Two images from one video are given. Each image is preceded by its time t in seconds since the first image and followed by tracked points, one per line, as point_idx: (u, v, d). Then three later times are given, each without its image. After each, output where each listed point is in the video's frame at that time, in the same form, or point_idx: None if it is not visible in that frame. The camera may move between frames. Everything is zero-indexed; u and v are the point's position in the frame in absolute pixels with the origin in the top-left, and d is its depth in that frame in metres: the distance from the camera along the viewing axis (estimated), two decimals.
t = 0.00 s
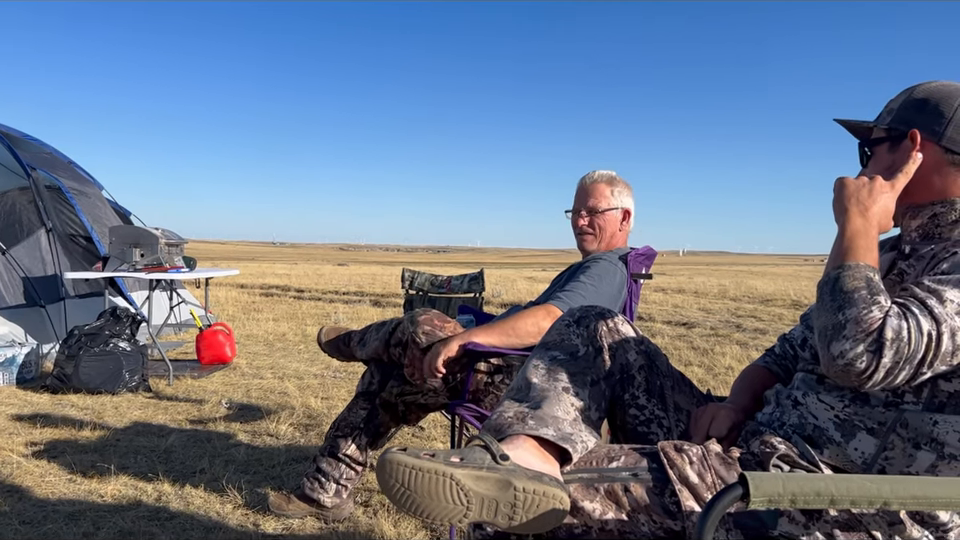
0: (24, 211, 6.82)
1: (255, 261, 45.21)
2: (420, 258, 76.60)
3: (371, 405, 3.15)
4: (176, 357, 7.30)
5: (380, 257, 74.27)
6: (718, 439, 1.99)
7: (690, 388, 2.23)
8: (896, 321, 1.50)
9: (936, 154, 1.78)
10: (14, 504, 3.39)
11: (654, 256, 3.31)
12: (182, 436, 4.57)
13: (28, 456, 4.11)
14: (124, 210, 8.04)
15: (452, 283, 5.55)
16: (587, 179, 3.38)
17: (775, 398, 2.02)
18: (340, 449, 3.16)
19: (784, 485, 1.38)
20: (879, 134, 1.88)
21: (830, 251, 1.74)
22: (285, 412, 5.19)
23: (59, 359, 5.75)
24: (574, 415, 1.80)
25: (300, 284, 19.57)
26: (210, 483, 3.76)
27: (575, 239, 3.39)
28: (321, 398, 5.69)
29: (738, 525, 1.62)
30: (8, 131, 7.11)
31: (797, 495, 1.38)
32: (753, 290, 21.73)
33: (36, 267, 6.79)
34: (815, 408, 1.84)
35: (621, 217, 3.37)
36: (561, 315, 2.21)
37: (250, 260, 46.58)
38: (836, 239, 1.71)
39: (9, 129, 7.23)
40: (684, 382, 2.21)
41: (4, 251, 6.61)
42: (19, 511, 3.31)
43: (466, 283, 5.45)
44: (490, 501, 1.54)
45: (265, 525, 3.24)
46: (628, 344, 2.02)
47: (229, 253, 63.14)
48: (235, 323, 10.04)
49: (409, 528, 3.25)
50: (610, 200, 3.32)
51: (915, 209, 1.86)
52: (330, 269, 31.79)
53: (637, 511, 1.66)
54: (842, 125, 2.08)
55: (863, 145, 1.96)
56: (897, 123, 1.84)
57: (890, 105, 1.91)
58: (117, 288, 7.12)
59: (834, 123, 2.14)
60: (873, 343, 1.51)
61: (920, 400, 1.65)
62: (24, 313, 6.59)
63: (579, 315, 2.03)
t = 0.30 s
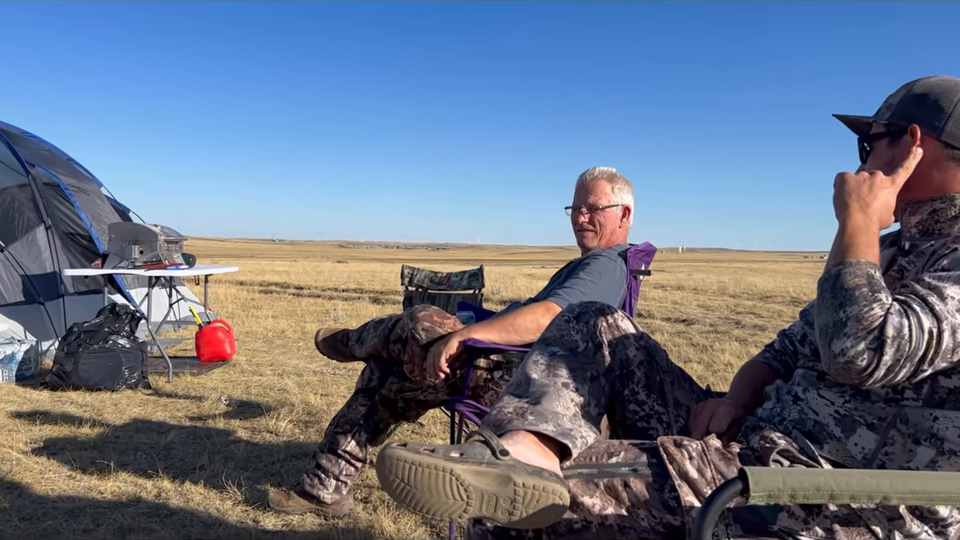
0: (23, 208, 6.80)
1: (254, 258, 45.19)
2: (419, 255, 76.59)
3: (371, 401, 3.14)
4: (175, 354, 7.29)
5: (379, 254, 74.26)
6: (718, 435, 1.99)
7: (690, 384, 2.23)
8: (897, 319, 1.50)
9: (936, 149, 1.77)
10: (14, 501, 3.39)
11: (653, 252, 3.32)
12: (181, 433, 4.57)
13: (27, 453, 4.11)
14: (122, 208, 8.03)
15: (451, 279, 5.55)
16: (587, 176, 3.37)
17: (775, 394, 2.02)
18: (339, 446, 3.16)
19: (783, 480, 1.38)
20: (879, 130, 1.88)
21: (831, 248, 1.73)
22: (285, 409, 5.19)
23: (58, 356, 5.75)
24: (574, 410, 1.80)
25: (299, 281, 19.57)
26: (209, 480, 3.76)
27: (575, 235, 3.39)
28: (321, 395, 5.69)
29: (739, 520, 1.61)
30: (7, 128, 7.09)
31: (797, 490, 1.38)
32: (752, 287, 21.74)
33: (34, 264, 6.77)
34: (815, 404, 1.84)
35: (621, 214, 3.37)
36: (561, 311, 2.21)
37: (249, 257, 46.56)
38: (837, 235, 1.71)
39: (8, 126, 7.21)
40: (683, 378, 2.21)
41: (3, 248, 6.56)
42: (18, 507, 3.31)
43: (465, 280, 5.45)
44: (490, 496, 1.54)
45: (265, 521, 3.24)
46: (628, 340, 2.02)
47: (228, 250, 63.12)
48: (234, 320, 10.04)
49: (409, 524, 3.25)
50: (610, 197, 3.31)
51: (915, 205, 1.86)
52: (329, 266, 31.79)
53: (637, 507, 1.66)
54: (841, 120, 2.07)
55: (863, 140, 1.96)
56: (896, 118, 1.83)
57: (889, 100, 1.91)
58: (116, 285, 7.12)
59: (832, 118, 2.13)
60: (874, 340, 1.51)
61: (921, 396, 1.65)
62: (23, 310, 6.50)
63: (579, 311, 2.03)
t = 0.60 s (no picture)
0: (23, 206, 6.79)
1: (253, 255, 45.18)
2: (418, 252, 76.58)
3: (370, 398, 3.14)
4: (174, 352, 7.29)
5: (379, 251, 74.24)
6: (718, 431, 1.99)
7: (690, 381, 2.23)
8: (897, 317, 1.50)
9: (936, 145, 1.77)
10: (13, 498, 3.39)
11: (653, 249, 3.31)
12: (181, 430, 4.57)
13: (27, 450, 4.11)
14: (122, 206, 8.02)
15: (450, 276, 5.54)
16: (588, 171, 3.37)
17: (775, 390, 2.01)
18: (339, 443, 3.16)
19: (783, 476, 1.38)
20: (878, 126, 1.87)
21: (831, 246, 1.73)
22: (284, 406, 5.19)
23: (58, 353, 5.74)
24: (574, 407, 1.79)
25: (299, 278, 19.56)
26: (209, 477, 3.76)
27: (575, 231, 3.39)
28: (320, 392, 5.69)
29: (738, 516, 1.61)
30: (6, 126, 7.08)
31: (796, 487, 1.38)
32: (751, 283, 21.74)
33: (34, 261, 6.75)
34: (815, 400, 1.84)
35: (621, 211, 3.37)
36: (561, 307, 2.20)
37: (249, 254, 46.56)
38: (837, 233, 1.70)
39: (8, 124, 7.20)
40: (683, 375, 2.21)
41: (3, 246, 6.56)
42: (18, 505, 3.31)
43: (465, 277, 5.44)
44: (489, 493, 1.54)
45: (265, 518, 3.24)
46: (627, 337, 2.01)
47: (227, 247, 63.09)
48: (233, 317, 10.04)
49: (408, 521, 3.25)
50: (610, 193, 3.31)
51: (915, 201, 1.86)
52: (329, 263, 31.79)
53: (636, 503, 1.66)
54: (840, 116, 2.07)
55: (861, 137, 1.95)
56: (896, 115, 1.83)
57: (888, 97, 1.90)
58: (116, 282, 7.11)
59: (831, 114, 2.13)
60: (874, 339, 1.50)
61: (921, 393, 1.65)
62: (23, 307, 6.50)
63: (579, 308, 2.02)
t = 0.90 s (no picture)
0: (23, 204, 6.79)
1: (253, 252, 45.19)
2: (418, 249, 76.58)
3: (372, 396, 3.15)
4: (175, 349, 7.30)
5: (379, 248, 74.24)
6: (719, 428, 1.99)
7: (691, 378, 2.23)
8: (900, 315, 1.50)
9: (938, 142, 1.77)
10: (15, 496, 3.40)
11: (654, 247, 3.31)
12: (182, 427, 4.58)
13: (28, 448, 4.12)
14: (122, 203, 8.03)
15: (451, 273, 5.54)
16: (591, 168, 3.37)
17: (776, 388, 2.02)
18: (341, 440, 3.17)
19: (785, 474, 1.39)
20: (879, 123, 1.87)
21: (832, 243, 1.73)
22: (286, 403, 5.20)
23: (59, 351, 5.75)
24: (576, 405, 1.80)
25: (299, 276, 19.56)
26: (210, 474, 3.77)
27: (576, 227, 3.38)
28: (321, 389, 5.70)
29: (740, 513, 1.62)
30: (6, 124, 7.07)
31: (799, 484, 1.38)
32: (752, 280, 21.73)
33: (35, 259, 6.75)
34: (816, 397, 1.84)
35: (622, 208, 3.37)
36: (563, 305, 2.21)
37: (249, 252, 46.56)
38: (840, 230, 1.70)
39: (8, 122, 7.20)
40: (685, 372, 2.22)
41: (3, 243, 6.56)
42: (20, 502, 3.32)
43: (466, 274, 5.44)
44: (492, 491, 1.55)
45: (267, 515, 3.25)
46: (629, 334, 2.01)
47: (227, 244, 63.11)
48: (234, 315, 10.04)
49: (410, 518, 3.26)
50: (612, 190, 3.31)
51: (917, 198, 1.86)
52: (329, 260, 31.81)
53: (638, 500, 1.66)
54: (841, 113, 2.07)
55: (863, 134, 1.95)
56: (898, 112, 1.83)
57: (889, 94, 1.90)
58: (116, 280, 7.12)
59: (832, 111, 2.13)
60: (877, 338, 1.51)
61: (922, 390, 1.65)
62: (24, 305, 6.53)
63: (580, 305, 2.02)
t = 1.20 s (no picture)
0: (22, 200, 6.78)
1: (253, 249, 45.18)
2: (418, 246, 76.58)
3: (371, 391, 3.15)
4: (175, 346, 7.29)
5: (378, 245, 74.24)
6: (718, 420, 1.99)
7: (690, 370, 2.23)
8: (900, 306, 1.49)
9: (940, 133, 1.76)
10: (15, 492, 3.40)
11: (653, 241, 3.30)
12: (182, 423, 4.58)
13: (28, 444, 4.12)
14: (121, 200, 8.02)
15: (450, 269, 5.52)
16: (602, 155, 3.40)
17: (775, 379, 2.02)
18: (340, 435, 3.16)
19: (784, 464, 1.38)
20: (880, 113, 1.87)
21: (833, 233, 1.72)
22: (285, 399, 5.20)
23: (58, 347, 5.74)
24: (575, 397, 1.79)
25: (298, 272, 19.55)
26: (210, 470, 3.77)
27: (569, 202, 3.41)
28: (321, 385, 5.69)
29: (739, 505, 1.61)
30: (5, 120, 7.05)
31: (798, 474, 1.37)
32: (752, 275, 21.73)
33: (34, 255, 6.75)
34: (815, 388, 1.84)
35: (619, 199, 3.32)
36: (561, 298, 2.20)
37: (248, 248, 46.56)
38: (841, 220, 1.69)
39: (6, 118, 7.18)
40: (684, 364, 2.21)
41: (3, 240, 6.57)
42: (20, 498, 3.32)
43: (465, 269, 5.43)
44: (490, 483, 1.54)
45: (266, 510, 3.24)
46: (628, 327, 2.01)
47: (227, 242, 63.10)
48: (233, 311, 10.04)
49: (410, 513, 3.25)
50: (610, 176, 3.30)
51: (917, 188, 1.85)
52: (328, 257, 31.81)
53: (637, 492, 1.66)
54: (840, 102, 2.06)
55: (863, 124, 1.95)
56: (899, 102, 1.82)
57: (890, 83, 1.89)
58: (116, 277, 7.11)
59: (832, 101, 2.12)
60: (878, 328, 1.50)
61: (921, 379, 1.65)
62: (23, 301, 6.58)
63: (579, 298, 2.02)
